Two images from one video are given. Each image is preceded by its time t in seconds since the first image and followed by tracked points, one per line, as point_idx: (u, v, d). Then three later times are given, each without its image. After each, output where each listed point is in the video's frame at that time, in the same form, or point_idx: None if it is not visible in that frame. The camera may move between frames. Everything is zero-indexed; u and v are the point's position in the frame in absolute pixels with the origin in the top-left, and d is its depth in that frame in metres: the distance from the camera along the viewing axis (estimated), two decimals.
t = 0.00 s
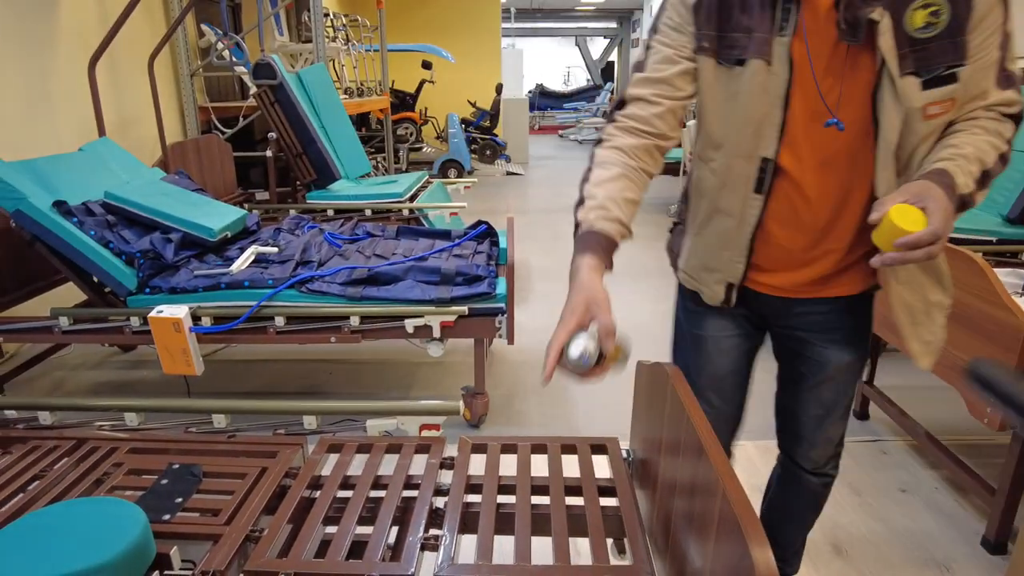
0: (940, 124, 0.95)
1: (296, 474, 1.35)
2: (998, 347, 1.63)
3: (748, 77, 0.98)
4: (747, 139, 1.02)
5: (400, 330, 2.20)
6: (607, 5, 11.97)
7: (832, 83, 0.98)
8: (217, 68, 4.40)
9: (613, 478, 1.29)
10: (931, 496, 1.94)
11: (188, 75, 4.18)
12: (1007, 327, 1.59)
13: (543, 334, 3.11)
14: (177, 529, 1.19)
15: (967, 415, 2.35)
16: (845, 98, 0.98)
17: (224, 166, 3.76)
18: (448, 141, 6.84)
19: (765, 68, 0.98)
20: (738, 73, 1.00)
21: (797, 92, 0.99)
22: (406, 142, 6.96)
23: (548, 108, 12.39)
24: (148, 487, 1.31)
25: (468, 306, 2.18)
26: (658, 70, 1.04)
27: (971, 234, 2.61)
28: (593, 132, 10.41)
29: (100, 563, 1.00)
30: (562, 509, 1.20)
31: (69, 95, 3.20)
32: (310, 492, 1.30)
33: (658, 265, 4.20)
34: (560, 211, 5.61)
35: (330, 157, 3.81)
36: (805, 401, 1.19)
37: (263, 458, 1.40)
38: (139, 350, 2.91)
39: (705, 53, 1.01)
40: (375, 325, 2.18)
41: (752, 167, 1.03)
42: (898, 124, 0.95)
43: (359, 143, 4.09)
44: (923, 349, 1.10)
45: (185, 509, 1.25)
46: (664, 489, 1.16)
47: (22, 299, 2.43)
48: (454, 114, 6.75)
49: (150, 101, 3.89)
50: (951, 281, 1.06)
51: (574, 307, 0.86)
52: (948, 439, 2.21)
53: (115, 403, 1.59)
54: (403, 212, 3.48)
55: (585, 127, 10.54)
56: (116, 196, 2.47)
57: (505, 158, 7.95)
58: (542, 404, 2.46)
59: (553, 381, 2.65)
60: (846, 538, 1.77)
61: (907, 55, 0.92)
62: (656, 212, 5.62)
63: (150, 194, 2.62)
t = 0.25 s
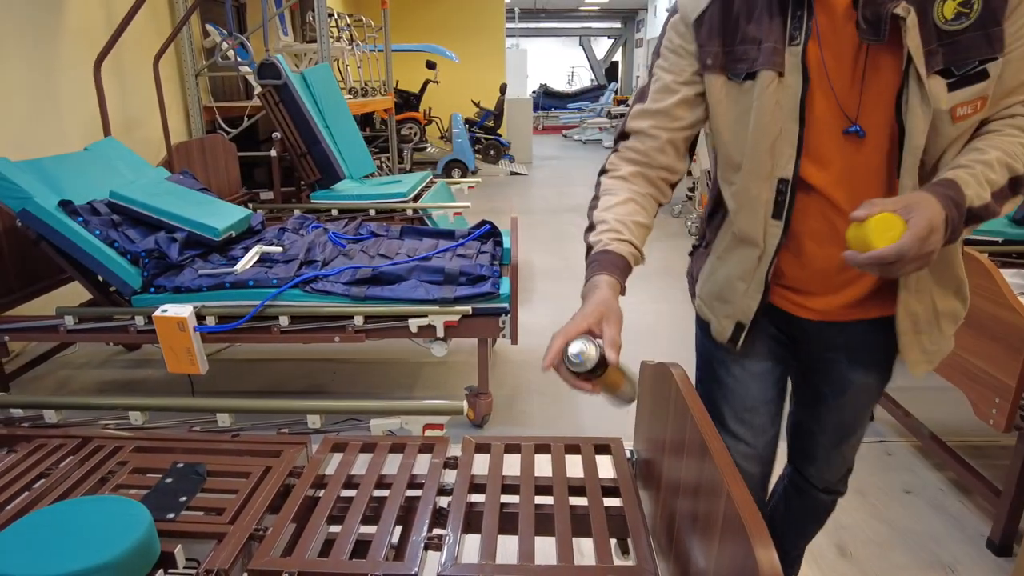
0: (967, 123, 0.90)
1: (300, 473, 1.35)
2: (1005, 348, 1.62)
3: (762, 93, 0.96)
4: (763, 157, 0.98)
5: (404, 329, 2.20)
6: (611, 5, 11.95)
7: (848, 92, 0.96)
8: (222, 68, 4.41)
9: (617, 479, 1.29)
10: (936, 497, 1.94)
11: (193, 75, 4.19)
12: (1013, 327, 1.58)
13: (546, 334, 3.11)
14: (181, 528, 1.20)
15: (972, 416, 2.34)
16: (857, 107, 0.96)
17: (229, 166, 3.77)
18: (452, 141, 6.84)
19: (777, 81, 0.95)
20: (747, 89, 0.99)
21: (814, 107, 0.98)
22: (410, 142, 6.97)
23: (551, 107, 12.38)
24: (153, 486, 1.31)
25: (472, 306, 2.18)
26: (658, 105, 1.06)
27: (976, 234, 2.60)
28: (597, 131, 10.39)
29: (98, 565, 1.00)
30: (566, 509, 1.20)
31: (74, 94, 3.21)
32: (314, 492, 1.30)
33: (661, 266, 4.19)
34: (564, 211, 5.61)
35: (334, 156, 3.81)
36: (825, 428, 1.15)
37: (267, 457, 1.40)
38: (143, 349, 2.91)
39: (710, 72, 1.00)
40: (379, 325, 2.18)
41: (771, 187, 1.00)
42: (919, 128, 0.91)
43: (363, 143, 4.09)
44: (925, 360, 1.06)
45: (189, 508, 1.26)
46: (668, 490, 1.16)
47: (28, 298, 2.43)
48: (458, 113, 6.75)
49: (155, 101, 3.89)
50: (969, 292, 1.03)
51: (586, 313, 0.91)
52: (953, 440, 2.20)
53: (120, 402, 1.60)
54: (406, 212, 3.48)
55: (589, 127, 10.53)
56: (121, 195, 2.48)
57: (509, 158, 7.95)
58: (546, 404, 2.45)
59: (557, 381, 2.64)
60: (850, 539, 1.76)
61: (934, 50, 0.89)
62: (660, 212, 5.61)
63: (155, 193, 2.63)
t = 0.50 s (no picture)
0: (954, 144, 0.77)
1: (303, 472, 1.35)
2: (1009, 349, 1.61)
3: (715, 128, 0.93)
4: (733, 203, 0.95)
5: (407, 329, 2.20)
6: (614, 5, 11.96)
7: (811, 126, 0.89)
8: (226, 69, 4.42)
9: (620, 480, 1.29)
10: (940, 498, 1.93)
11: (197, 75, 4.20)
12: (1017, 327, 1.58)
13: (549, 334, 3.11)
14: (184, 528, 1.20)
15: (976, 417, 2.33)
16: (825, 133, 0.89)
17: (232, 166, 3.78)
18: (455, 141, 6.85)
19: (730, 114, 0.91)
20: (707, 124, 0.95)
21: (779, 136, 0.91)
22: (413, 142, 6.97)
23: (555, 107, 12.38)
24: (156, 485, 1.32)
25: (474, 306, 2.18)
26: (635, 148, 1.07)
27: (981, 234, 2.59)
28: (600, 131, 10.38)
29: (100, 564, 1.00)
30: (569, 510, 1.20)
31: (78, 95, 3.21)
32: (317, 491, 1.30)
33: (664, 266, 4.19)
34: (567, 211, 5.61)
35: (337, 156, 3.82)
36: (852, 500, 1.02)
37: (270, 456, 1.41)
38: (147, 348, 2.92)
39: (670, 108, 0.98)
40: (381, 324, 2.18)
41: (744, 225, 0.95)
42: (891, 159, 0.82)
43: (366, 143, 4.09)
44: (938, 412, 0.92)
45: (193, 507, 1.26)
46: (671, 491, 1.16)
47: (33, 297, 2.44)
48: (462, 113, 6.76)
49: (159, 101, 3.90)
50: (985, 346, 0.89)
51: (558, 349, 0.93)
52: (957, 441, 2.20)
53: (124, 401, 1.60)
54: (410, 212, 3.49)
55: (592, 127, 10.54)
56: (125, 195, 2.48)
57: (512, 158, 7.95)
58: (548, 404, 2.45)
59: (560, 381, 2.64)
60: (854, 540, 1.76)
61: (900, 61, 0.79)
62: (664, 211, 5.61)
63: (159, 193, 2.63)
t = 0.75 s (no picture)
0: (902, 181, 0.64)
1: (305, 473, 1.35)
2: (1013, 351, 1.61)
3: (673, 139, 0.88)
4: (692, 217, 0.90)
5: (409, 329, 2.20)
6: (618, 4, 11.97)
7: (771, 138, 0.79)
8: (229, 69, 4.42)
9: (622, 481, 1.28)
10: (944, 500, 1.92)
11: (200, 75, 4.20)
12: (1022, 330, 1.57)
13: (551, 335, 3.10)
14: (187, 528, 1.20)
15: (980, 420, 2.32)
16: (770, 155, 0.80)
17: (236, 166, 3.78)
18: (458, 141, 6.84)
19: (684, 124, 0.87)
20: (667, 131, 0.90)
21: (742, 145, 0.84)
22: (416, 142, 6.98)
23: (558, 107, 12.37)
24: (158, 485, 1.32)
25: (477, 307, 2.18)
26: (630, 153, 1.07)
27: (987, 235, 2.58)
28: (604, 131, 10.38)
29: (102, 565, 1.00)
30: (570, 511, 1.20)
31: (82, 95, 3.22)
32: (319, 492, 1.30)
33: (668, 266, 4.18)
34: (570, 211, 5.60)
35: (340, 156, 3.82)
36: None
37: (272, 457, 1.41)
38: (150, 348, 2.93)
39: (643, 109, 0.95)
40: (384, 324, 2.18)
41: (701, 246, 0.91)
42: (836, 193, 0.71)
43: (370, 143, 4.09)
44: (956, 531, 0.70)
45: (195, 507, 1.26)
46: (673, 492, 1.15)
47: (36, 297, 2.45)
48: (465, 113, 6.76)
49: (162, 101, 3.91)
50: None
51: (565, 345, 0.91)
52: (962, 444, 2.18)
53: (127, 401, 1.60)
54: (413, 212, 3.49)
55: (595, 127, 10.54)
56: (128, 195, 2.49)
57: (515, 158, 7.95)
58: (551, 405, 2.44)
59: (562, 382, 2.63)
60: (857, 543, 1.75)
61: (842, 76, 0.68)
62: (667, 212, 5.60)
63: (162, 193, 2.63)
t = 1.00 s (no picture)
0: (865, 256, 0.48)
1: (307, 473, 1.35)
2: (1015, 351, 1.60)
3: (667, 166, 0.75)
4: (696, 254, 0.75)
5: (411, 330, 2.20)
6: (621, 4, 11.97)
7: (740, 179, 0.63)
8: (232, 69, 4.43)
9: (624, 483, 1.28)
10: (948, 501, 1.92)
11: (204, 76, 4.22)
12: None
13: (553, 335, 3.10)
14: (189, 527, 1.20)
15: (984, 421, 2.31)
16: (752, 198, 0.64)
17: (239, 166, 3.79)
18: (461, 141, 6.85)
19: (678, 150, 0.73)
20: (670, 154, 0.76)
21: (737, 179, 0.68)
22: (419, 142, 6.99)
23: (561, 107, 12.39)
24: (161, 485, 1.32)
25: (479, 307, 2.18)
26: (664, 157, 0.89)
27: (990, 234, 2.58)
28: (607, 131, 10.38)
29: (102, 565, 1.00)
30: (572, 512, 1.19)
31: (86, 95, 3.23)
32: (321, 492, 1.30)
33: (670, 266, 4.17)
34: (573, 211, 5.60)
35: (343, 156, 3.82)
36: None
37: (275, 456, 1.41)
38: (153, 348, 2.93)
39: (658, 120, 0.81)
40: (386, 324, 2.18)
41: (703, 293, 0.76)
42: (796, 254, 0.55)
43: (373, 143, 4.10)
44: None
45: (197, 507, 1.26)
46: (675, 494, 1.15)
47: (40, 297, 2.45)
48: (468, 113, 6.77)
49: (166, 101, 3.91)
50: None
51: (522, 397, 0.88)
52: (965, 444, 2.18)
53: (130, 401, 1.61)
54: (415, 212, 3.49)
55: (598, 127, 10.54)
56: (131, 195, 2.49)
57: (518, 157, 7.96)
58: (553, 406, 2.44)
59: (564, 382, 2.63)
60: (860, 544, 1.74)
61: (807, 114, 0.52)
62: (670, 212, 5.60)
63: (165, 193, 2.64)
